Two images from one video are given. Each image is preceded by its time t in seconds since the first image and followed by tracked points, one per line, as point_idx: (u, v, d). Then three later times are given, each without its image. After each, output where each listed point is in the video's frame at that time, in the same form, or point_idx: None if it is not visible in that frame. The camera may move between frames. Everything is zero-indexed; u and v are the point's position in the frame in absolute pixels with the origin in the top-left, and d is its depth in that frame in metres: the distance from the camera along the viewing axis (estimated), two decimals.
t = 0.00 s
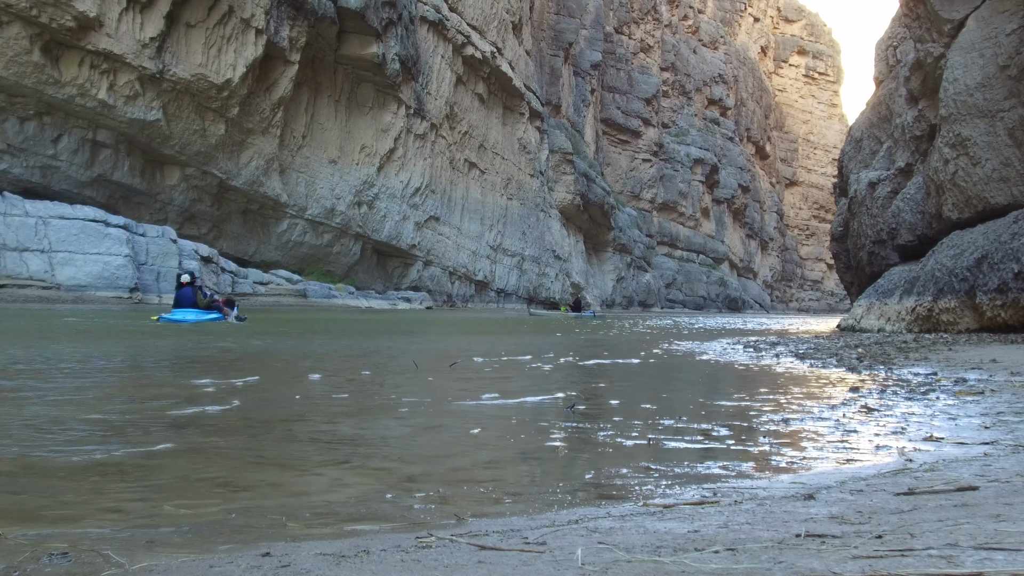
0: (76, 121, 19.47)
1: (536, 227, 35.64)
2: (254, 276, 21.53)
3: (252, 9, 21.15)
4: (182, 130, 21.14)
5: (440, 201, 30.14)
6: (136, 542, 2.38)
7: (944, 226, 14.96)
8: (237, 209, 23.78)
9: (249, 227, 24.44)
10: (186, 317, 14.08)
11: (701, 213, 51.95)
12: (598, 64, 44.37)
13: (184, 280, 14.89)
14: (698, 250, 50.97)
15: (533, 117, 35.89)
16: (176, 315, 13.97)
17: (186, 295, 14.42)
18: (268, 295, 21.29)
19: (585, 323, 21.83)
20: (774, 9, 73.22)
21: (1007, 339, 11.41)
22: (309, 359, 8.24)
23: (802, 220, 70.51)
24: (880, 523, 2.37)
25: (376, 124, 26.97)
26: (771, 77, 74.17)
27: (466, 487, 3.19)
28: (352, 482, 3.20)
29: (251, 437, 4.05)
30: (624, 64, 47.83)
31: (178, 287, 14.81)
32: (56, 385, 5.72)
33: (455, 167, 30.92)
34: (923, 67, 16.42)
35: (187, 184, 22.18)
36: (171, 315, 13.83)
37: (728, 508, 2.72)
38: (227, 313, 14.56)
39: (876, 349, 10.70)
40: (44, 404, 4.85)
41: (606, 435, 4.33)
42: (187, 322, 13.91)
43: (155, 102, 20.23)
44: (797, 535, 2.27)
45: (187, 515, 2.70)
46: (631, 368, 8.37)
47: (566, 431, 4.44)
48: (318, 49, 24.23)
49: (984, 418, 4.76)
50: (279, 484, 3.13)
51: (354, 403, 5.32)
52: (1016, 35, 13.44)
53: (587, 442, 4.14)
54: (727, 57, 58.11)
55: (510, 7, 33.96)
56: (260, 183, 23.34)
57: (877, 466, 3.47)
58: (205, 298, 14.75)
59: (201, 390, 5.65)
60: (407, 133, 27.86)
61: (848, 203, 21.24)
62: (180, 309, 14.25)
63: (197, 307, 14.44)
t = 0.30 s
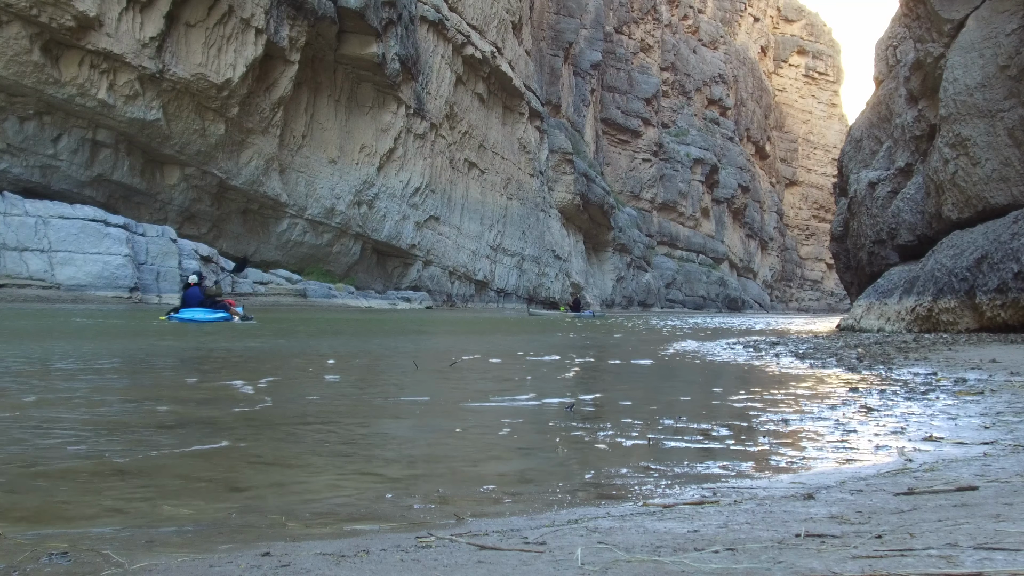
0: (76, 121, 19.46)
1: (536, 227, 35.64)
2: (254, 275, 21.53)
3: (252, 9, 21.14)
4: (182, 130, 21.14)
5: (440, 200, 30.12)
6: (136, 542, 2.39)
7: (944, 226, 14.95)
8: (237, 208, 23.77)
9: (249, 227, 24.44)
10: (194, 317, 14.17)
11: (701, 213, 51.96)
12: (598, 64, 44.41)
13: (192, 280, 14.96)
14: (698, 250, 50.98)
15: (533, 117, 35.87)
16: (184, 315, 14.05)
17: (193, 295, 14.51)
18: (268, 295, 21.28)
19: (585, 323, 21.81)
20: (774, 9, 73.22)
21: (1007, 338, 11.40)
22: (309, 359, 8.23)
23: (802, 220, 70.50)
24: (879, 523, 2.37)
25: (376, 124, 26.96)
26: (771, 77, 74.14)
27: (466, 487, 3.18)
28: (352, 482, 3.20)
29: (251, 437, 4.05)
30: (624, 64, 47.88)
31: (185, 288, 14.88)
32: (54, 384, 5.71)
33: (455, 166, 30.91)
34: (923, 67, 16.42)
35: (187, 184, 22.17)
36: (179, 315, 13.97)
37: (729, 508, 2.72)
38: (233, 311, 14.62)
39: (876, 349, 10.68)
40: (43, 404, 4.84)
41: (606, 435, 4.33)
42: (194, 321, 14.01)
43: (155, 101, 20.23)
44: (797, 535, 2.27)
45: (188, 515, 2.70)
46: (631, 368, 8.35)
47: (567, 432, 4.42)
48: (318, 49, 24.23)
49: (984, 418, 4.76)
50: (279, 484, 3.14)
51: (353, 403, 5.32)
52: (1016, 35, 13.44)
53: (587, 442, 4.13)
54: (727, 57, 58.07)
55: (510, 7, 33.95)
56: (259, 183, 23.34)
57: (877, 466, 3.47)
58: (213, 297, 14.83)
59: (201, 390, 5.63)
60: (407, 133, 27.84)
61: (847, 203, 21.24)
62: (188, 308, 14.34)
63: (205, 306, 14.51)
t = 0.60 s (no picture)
0: (76, 120, 19.45)
1: (536, 226, 35.64)
2: (254, 275, 21.54)
3: (252, 8, 21.12)
4: (182, 129, 21.14)
5: (440, 200, 30.11)
6: (136, 541, 2.39)
7: (944, 226, 14.95)
8: (236, 208, 23.78)
9: (249, 226, 24.45)
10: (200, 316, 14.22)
11: (701, 213, 52.00)
12: (597, 63, 44.37)
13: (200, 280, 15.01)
14: (698, 250, 51.00)
15: (532, 117, 35.87)
16: (189, 314, 14.10)
17: (199, 295, 14.57)
18: (268, 294, 21.28)
19: (585, 323, 21.80)
20: (774, 9, 73.21)
21: (1007, 338, 11.39)
22: (308, 358, 8.24)
23: (801, 219, 70.51)
24: (878, 523, 2.37)
25: (376, 124, 26.95)
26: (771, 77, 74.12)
27: (466, 486, 3.19)
28: (352, 482, 3.19)
29: (250, 437, 4.05)
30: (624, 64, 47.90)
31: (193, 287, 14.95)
32: (53, 383, 5.71)
33: (455, 166, 30.91)
34: (923, 67, 16.42)
35: (186, 184, 22.17)
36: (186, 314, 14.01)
37: (728, 507, 2.72)
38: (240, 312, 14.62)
39: (876, 350, 10.67)
40: (43, 403, 4.83)
41: (605, 435, 4.33)
42: (201, 320, 14.00)
43: (155, 101, 20.22)
44: (796, 535, 2.27)
45: (187, 514, 2.70)
46: (630, 368, 8.34)
47: (567, 432, 4.41)
48: (318, 48, 24.23)
49: (983, 418, 4.76)
50: (279, 483, 3.14)
51: (353, 402, 5.32)
52: (1016, 35, 13.44)
53: (588, 443, 4.13)
54: (727, 57, 58.05)
55: (510, 7, 33.96)
56: (259, 183, 23.35)
57: (877, 466, 3.47)
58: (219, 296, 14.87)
59: (201, 390, 5.61)
60: (407, 133, 27.81)
61: (847, 203, 21.23)
62: (194, 308, 14.38)
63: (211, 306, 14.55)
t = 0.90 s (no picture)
0: (75, 120, 19.45)
1: (536, 226, 35.65)
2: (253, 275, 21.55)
3: (251, 8, 21.11)
4: (182, 129, 21.13)
5: (440, 200, 30.12)
6: (135, 540, 2.38)
7: (944, 226, 14.95)
8: (236, 208, 23.78)
9: (248, 226, 24.45)
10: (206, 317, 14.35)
11: (701, 213, 52.01)
12: (597, 63, 44.38)
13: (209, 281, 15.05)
14: (697, 250, 51.04)
15: (532, 117, 35.84)
16: (196, 315, 14.25)
17: (207, 295, 14.63)
18: (268, 294, 21.29)
19: (585, 322, 21.79)
20: (774, 9, 73.19)
21: (1006, 338, 11.39)
22: (309, 358, 8.24)
23: (801, 219, 70.53)
24: (878, 523, 2.37)
25: (376, 124, 26.94)
26: (771, 77, 74.09)
27: (467, 486, 3.18)
28: (353, 481, 3.19)
29: (250, 436, 4.04)
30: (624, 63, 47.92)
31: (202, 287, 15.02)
32: (52, 383, 5.70)
33: (454, 166, 30.91)
34: (923, 67, 16.42)
35: (186, 183, 22.17)
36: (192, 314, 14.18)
37: (729, 507, 2.73)
38: (246, 314, 14.57)
39: (875, 350, 10.67)
40: (42, 402, 4.83)
41: (605, 435, 4.33)
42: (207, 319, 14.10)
43: (154, 101, 20.21)
44: (795, 535, 2.27)
45: (186, 514, 2.70)
46: (629, 368, 8.33)
47: (567, 432, 4.41)
48: (317, 48, 24.22)
49: (983, 418, 4.76)
50: (279, 483, 3.14)
51: (353, 402, 5.32)
52: (1016, 35, 13.45)
53: (588, 442, 4.13)
54: (726, 57, 58.04)
55: (510, 6, 33.94)
56: (259, 182, 23.34)
57: (876, 466, 3.47)
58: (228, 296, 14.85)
59: (200, 390, 5.60)
60: (407, 132, 27.81)
61: (847, 202, 21.23)
62: (201, 308, 14.51)
63: (218, 308, 14.60)
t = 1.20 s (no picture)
0: (75, 120, 19.44)
1: (536, 226, 35.65)
2: (253, 274, 21.55)
3: (251, 8, 21.11)
4: (181, 128, 21.13)
5: (439, 200, 30.12)
6: (134, 541, 2.38)
7: (944, 226, 14.95)
8: (236, 207, 23.77)
9: (248, 226, 24.45)
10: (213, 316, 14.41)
11: (701, 213, 52.02)
12: (597, 63, 44.40)
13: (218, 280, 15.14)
14: (697, 250, 51.07)
15: (532, 116, 35.82)
16: (203, 313, 14.31)
17: (215, 294, 14.66)
18: (267, 294, 21.29)
19: (584, 322, 21.78)
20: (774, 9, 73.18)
21: (1006, 338, 11.39)
22: (308, 358, 8.24)
23: (801, 219, 70.55)
24: (877, 523, 2.37)
25: (376, 123, 26.94)
26: (771, 77, 74.07)
27: (467, 486, 3.18)
28: (352, 482, 3.19)
29: (250, 437, 4.04)
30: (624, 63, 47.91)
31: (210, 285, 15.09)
32: (51, 383, 5.68)
33: (454, 166, 30.90)
34: (922, 67, 16.41)
35: (186, 183, 22.17)
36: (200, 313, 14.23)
37: (728, 508, 2.73)
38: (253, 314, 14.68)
39: (875, 350, 10.67)
40: (41, 403, 4.81)
41: (605, 435, 4.32)
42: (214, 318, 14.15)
43: (154, 101, 20.20)
44: (795, 534, 2.27)
45: (187, 514, 2.69)
46: (629, 369, 8.31)
47: (566, 432, 4.40)
48: (317, 47, 24.22)
49: (983, 418, 4.76)
50: (278, 483, 3.13)
51: (352, 402, 5.31)
52: (1016, 35, 13.45)
53: (588, 442, 4.12)
54: (726, 56, 58.04)
55: (510, 6, 33.95)
56: (258, 182, 23.34)
57: (876, 466, 3.47)
58: (236, 296, 14.95)
59: (200, 390, 5.60)
60: (406, 132, 27.81)
61: (847, 202, 21.23)
62: (209, 307, 14.57)
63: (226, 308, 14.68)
